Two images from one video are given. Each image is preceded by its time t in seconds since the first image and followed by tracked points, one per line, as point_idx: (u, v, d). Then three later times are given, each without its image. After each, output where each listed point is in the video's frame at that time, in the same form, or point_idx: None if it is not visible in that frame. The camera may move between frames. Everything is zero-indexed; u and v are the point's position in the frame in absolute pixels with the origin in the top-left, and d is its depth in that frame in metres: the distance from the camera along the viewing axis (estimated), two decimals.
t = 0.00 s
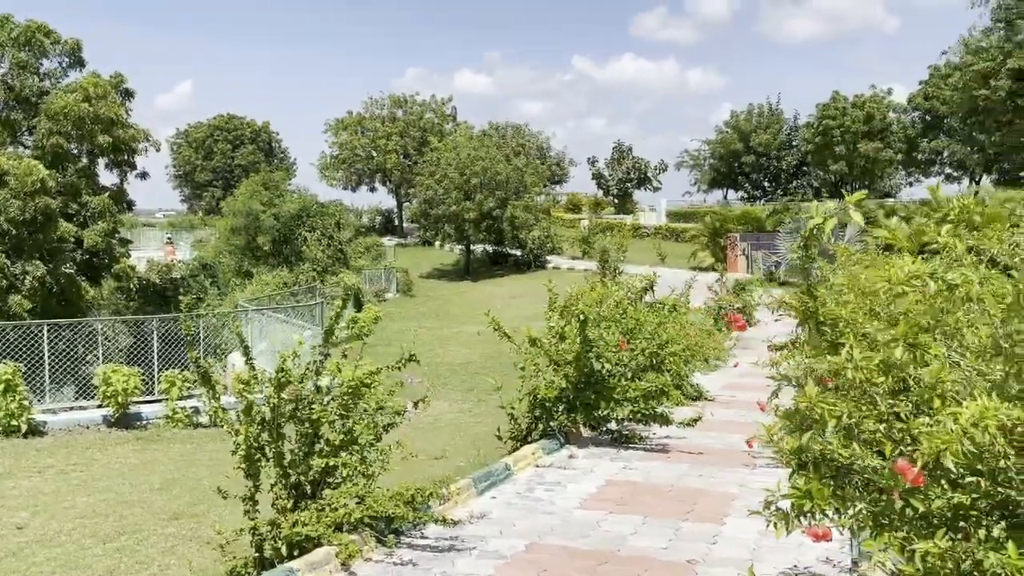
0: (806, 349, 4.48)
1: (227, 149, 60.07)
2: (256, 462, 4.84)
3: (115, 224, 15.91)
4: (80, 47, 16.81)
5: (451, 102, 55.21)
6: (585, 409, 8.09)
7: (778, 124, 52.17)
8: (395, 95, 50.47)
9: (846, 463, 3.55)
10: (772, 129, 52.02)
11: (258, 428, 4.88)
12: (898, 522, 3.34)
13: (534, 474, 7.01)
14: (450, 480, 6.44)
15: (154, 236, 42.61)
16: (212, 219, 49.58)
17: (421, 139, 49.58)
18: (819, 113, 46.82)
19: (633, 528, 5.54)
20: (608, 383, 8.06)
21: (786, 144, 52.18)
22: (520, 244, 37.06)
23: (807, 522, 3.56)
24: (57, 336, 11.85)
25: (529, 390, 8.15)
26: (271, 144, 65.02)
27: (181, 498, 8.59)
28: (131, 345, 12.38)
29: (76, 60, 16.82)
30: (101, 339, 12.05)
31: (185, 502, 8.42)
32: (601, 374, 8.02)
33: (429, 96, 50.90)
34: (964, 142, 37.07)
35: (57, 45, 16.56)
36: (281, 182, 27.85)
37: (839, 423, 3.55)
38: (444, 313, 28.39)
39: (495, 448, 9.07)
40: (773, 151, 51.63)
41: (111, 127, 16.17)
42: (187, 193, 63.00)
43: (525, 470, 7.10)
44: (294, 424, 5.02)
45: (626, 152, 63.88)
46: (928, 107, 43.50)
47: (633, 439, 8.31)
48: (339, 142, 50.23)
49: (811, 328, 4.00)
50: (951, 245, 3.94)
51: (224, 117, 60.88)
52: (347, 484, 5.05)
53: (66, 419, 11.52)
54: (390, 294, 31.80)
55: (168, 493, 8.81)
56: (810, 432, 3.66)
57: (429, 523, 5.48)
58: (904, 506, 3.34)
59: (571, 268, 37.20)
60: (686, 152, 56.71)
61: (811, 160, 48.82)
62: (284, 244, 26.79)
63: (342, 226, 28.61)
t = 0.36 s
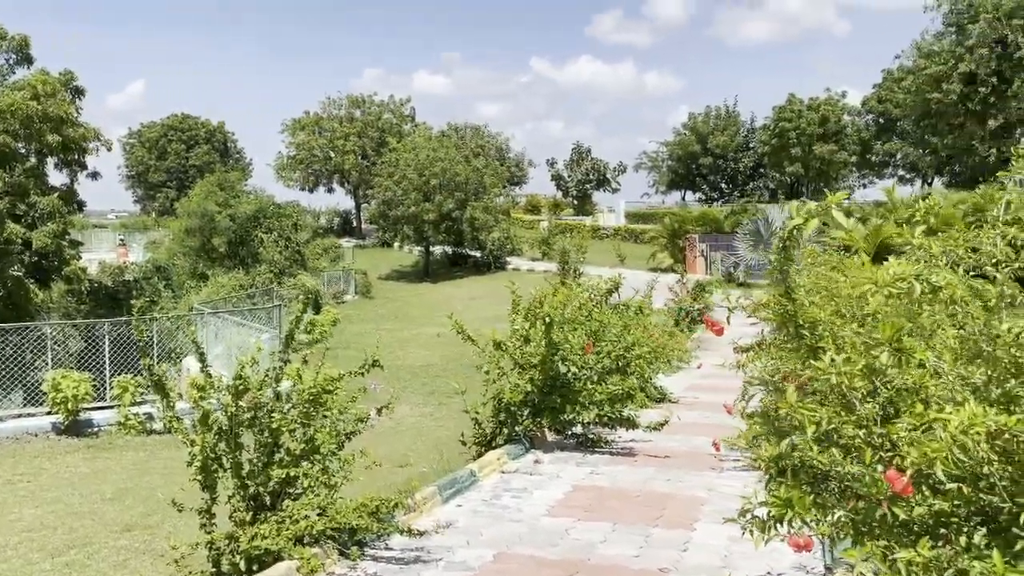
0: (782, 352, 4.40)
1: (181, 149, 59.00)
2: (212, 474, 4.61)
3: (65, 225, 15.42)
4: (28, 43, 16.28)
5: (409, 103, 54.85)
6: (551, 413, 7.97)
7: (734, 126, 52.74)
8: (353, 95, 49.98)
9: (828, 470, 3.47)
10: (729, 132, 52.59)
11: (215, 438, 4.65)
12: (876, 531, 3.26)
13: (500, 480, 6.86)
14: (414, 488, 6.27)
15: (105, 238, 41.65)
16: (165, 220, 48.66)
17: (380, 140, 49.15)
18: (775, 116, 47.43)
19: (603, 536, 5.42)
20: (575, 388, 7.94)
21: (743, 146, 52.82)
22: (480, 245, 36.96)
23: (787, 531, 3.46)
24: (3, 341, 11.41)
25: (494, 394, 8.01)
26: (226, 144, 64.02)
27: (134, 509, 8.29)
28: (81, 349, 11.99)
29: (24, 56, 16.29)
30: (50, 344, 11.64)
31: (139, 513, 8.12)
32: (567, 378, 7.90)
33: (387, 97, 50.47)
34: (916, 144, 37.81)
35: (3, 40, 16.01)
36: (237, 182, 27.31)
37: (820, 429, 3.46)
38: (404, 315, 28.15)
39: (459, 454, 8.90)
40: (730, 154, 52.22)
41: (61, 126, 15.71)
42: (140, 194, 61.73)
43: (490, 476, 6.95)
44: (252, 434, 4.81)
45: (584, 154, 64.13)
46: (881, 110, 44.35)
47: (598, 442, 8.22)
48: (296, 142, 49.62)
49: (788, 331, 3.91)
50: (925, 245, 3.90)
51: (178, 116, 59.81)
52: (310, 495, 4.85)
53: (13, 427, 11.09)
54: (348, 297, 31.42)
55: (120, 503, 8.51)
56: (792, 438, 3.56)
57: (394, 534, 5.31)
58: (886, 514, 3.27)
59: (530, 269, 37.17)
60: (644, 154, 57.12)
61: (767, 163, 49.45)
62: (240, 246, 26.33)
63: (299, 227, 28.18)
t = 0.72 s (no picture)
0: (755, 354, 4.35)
1: (135, 148, 57.86)
2: (169, 482, 4.42)
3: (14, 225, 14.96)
4: None
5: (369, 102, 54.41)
6: (517, 416, 7.86)
7: (693, 127, 53.15)
8: (312, 94, 49.44)
9: (807, 476, 3.41)
10: (688, 133, 52.99)
11: (172, 445, 4.45)
12: (857, 537, 3.21)
13: (466, 484, 6.74)
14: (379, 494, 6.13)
15: (57, 238, 40.67)
16: (118, 220, 47.65)
17: (339, 139, 48.64)
18: (734, 117, 47.89)
19: (573, 541, 5.33)
20: (542, 390, 7.81)
21: (702, 148, 53.32)
22: (441, 245, 36.77)
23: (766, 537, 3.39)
24: None
25: (460, 397, 7.89)
26: (182, 143, 62.95)
27: (87, 517, 8.01)
28: (32, 352, 11.63)
29: None
30: None
31: (93, 521, 7.85)
32: (534, 380, 7.80)
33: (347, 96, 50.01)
34: (871, 146, 38.47)
35: None
36: (193, 182, 26.78)
37: (798, 433, 3.40)
38: (365, 317, 27.85)
39: (424, 458, 8.76)
40: (689, 155, 52.66)
41: (10, 123, 15.27)
42: (92, 193, 60.36)
43: (457, 480, 6.82)
44: (211, 441, 4.63)
45: (546, 154, 64.20)
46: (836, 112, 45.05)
47: (565, 445, 8.14)
48: (254, 141, 48.94)
49: (763, 334, 3.86)
50: (898, 245, 3.87)
51: (132, 114, 58.68)
52: (272, 503, 4.68)
53: None
54: (307, 298, 30.98)
55: (73, 511, 8.22)
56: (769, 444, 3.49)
57: (359, 542, 5.17)
58: (867, 519, 3.22)
59: (492, 270, 37.06)
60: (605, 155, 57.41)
61: (725, 164, 49.93)
62: (197, 246, 25.84)
63: (257, 228, 27.74)
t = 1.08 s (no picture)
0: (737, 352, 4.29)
1: (90, 143, 56.62)
2: (134, 489, 4.24)
3: None
4: None
5: (331, 97, 53.82)
6: (490, 417, 7.76)
7: (656, 126, 53.38)
8: (272, 89, 48.77)
9: (796, 477, 3.36)
10: (651, 131, 53.21)
11: (137, 451, 4.25)
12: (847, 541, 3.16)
13: (439, 486, 6.62)
14: (350, 498, 5.99)
15: (8, 235, 39.61)
16: (72, 217, 46.55)
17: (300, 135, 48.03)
18: (696, 117, 48.20)
19: (550, 544, 5.24)
20: (515, 390, 7.69)
21: (664, 147, 53.61)
22: (404, 243, 36.45)
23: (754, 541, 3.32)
24: None
25: (431, 397, 7.77)
26: (138, 138, 61.77)
27: (43, 523, 7.73)
28: None
29: None
30: None
31: (49, 528, 7.56)
32: (507, 380, 7.72)
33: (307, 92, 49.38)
34: (830, 146, 38.95)
35: None
36: (151, 178, 26.23)
37: (787, 434, 3.34)
38: (327, 315, 27.48)
39: (394, 460, 8.63)
40: (652, 153, 52.94)
41: None
42: (44, 189, 58.93)
43: (428, 482, 6.69)
44: (177, 446, 4.44)
45: (509, 152, 64.10)
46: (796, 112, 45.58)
47: (537, 445, 8.07)
48: (212, 137, 48.18)
49: (750, 333, 3.80)
50: (884, 244, 3.83)
51: (86, 109, 57.44)
52: (242, 509, 4.52)
53: None
54: (267, 296, 30.47)
55: (29, 517, 7.94)
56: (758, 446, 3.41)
57: (331, 549, 5.02)
58: (856, 522, 3.18)
59: (456, 268, 36.86)
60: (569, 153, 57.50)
61: (688, 163, 50.28)
62: (154, 243, 25.33)
63: (216, 224, 27.24)
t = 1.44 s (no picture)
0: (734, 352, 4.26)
1: (46, 138, 55.35)
2: (115, 498, 4.07)
3: None
4: None
5: (295, 92, 53.18)
6: (471, 418, 7.69)
7: (623, 124, 53.55)
8: (235, 84, 48.04)
9: (803, 482, 3.32)
10: (618, 130, 53.36)
11: (119, 459, 4.09)
12: (856, 546, 3.12)
13: (422, 490, 6.50)
14: (333, 503, 5.86)
15: None
16: (28, 213, 45.42)
17: (264, 131, 47.37)
18: (663, 115, 48.45)
19: (540, 549, 5.16)
20: (497, 391, 7.68)
21: (631, 145, 53.84)
22: (371, 241, 36.09)
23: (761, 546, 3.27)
24: None
25: (411, 398, 7.68)
26: (97, 133, 60.50)
27: (10, 530, 7.47)
28: None
29: None
30: None
31: (17, 536, 7.26)
32: (489, 381, 7.66)
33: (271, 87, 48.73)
34: (795, 145, 39.35)
35: None
36: (111, 174, 25.67)
37: (795, 438, 3.30)
38: (293, 313, 27.11)
39: (373, 462, 8.52)
40: (619, 151, 53.14)
41: None
42: None
43: (412, 486, 6.58)
44: (160, 452, 4.29)
45: (476, 149, 63.95)
46: (762, 111, 45.97)
47: (519, 446, 8.01)
48: (174, 133, 47.39)
49: (754, 335, 3.76)
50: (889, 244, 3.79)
51: (42, 103, 56.14)
52: (228, 517, 4.38)
53: None
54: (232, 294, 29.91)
55: None
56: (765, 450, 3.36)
57: (318, 557, 4.89)
58: (864, 527, 3.13)
59: (423, 265, 36.63)
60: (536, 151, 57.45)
61: (655, 161, 50.51)
62: (115, 240, 24.80)
63: (179, 221, 26.74)
